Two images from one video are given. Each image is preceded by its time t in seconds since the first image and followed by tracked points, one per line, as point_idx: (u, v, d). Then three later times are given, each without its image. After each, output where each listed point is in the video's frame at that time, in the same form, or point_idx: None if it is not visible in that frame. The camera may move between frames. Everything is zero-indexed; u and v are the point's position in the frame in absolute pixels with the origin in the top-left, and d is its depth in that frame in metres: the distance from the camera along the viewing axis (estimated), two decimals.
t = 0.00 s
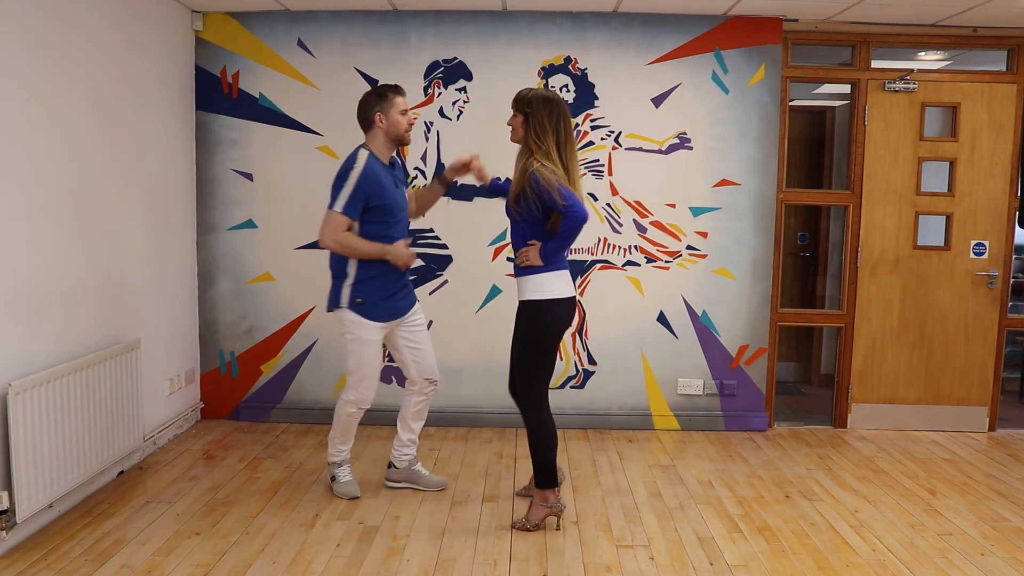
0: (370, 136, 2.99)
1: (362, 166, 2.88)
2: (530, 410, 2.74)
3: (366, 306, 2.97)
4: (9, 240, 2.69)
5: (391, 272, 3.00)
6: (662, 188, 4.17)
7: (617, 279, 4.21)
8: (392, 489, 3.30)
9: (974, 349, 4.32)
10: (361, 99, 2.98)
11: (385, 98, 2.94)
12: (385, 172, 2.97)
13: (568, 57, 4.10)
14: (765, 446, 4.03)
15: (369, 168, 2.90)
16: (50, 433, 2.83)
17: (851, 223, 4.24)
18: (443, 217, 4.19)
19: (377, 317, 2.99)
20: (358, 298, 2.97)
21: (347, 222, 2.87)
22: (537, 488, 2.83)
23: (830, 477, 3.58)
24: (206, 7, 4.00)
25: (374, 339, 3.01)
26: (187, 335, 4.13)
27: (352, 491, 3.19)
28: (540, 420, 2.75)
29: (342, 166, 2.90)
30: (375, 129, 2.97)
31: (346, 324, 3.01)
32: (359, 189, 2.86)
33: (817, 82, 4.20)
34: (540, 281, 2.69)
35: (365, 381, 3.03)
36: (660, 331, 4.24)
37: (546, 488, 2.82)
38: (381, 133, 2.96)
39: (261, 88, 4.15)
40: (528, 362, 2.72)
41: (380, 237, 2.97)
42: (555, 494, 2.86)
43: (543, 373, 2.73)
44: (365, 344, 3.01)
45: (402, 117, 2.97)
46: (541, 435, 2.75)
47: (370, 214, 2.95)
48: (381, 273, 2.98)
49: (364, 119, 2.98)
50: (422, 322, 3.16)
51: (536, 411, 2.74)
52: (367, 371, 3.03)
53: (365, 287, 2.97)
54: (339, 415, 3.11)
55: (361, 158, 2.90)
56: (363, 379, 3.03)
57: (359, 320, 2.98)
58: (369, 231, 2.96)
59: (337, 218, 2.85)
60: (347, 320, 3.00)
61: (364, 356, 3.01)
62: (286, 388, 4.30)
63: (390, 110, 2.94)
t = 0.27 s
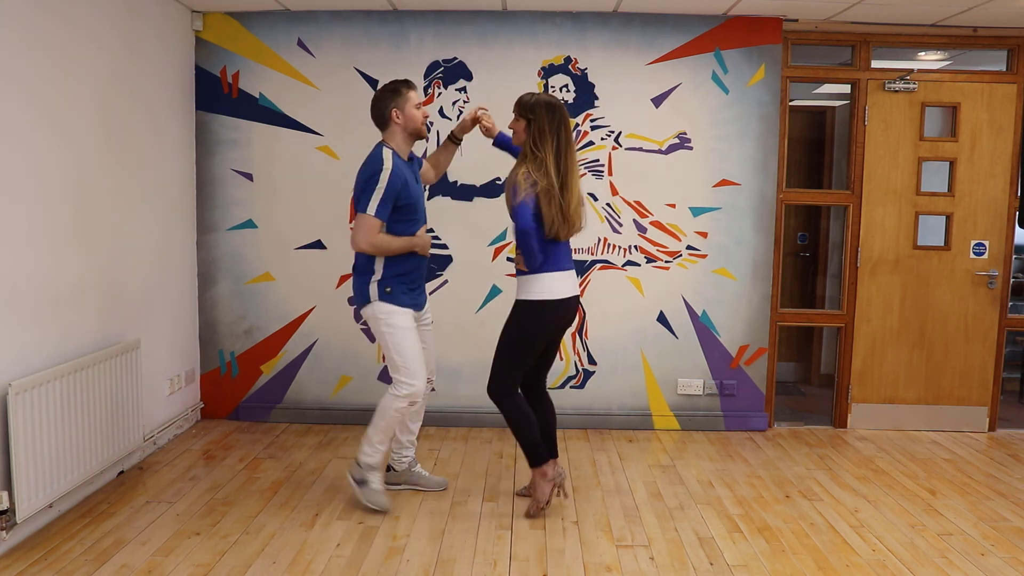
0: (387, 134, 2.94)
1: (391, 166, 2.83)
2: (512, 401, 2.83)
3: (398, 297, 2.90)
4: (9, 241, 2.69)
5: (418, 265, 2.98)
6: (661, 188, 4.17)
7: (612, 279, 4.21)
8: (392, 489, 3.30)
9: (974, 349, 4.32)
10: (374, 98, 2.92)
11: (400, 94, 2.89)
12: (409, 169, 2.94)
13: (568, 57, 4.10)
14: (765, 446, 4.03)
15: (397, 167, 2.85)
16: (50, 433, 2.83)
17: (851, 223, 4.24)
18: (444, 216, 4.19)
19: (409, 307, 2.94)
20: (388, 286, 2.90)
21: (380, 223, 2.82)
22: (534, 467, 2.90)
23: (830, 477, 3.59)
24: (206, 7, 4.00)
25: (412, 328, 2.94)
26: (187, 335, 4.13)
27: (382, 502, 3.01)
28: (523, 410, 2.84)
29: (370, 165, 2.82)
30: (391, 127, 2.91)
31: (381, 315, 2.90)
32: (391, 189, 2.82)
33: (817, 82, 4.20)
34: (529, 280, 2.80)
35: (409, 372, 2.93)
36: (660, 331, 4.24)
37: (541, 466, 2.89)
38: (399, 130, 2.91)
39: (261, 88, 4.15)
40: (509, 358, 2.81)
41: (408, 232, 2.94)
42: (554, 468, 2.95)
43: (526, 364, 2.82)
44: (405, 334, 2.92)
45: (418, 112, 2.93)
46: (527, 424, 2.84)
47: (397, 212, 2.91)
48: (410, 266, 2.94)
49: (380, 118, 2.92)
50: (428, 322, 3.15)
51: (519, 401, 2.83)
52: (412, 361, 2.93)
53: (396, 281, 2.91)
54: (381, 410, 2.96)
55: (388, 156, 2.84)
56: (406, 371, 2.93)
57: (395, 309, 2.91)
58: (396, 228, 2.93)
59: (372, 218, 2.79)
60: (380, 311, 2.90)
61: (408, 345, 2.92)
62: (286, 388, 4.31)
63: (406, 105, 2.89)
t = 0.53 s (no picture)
0: (390, 133, 2.92)
1: (397, 166, 2.79)
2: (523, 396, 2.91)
3: (407, 297, 2.90)
4: (8, 241, 2.69)
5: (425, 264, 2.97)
6: (661, 188, 4.17)
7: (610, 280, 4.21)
8: (393, 489, 3.29)
9: (974, 349, 4.32)
10: (374, 98, 2.90)
11: (400, 93, 2.87)
12: (414, 168, 2.92)
13: (568, 57, 4.10)
14: (765, 446, 4.03)
15: (403, 167, 2.83)
16: (50, 433, 2.83)
17: (851, 223, 4.25)
18: (444, 216, 4.19)
19: (417, 306, 2.93)
20: (398, 287, 2.89)
21: (387, 222, 2.79)
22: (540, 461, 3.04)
23: (830, 477, 3.58)
24: (206, 6, 4.00)
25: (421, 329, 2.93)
26: (187, 335, 4.13)
27: (393, 509, 3.01)
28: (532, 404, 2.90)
29: (376, 166, 2.80)
30: (394, 126, 2.90)
31: (389, 317, 2.89)
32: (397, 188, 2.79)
33: (817, 82, 4.20)
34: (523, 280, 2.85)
35: (418, 372, 2.93)
36: (660, 331, 4.24)
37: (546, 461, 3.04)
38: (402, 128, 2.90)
39: (261, 88, 4.15)
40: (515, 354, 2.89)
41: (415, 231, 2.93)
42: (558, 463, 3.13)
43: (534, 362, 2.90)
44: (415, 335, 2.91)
45: (419, 109, 2.91)
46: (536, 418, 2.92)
47: (403, 210, 2.89)
48: (418, 267, 2.94)
49: (382, 117, 2.91)
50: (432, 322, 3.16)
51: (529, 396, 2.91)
52: (421, 361, 2.93)
53: (405, 280, 2.91)
54: (390, 414, 2.94)
55: (393, 155, 2.82)
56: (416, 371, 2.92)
57: (405, 310, 2.90)
58: (402, 226, 2.92)
59: (379, 220, 2.77)
60: (390, 313, 2.89)
61: (416, 346, 2.91)
62: (286, 388, 4.30)
63: (407, 104, 2.88)
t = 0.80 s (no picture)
0: (387, 137, 2.88)
1: (387, 170, 2.75)
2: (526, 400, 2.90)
3: (406, 304, 2.84)
4: (8, 241, 2.69)
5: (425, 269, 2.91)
6: (661, 188, 4.17)
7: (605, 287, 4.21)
8: (394, 489, 3.29)
9: (974, 349, 4.32)
10: (368, 102, 2.86)
11: (394, 96, 2.82)
12: (408, 171, 2.87)
13: (568, 57, 4.10)
14: (765, 446, 4.03)
15: (394, 171, 2.78)
16: (50, 433, 2.83)
17: (852, 223, 4.24)
18: (444, 216, 4.18)
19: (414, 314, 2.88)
20: (395, 294, 2.83)
21: (378, 229, 2.74)
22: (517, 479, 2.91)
23: (830, 477, 3.59)
24: (206, 7, 4.00)
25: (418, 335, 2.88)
26: (187, 335, 4.13)
27: (398, 522, 2.85)
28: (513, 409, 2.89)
29: (366, 170, 2.76)
30: (390, 130, 2.85)
31: (386, 324, 2.83)
32: (386, 193, 2.74)
33: (817, 82, 4.20)
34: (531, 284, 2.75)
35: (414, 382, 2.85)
36: (660, 331, 4.24)
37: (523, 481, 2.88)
38: (397, 132, 2.85)
39: (261, 88, 4.15)
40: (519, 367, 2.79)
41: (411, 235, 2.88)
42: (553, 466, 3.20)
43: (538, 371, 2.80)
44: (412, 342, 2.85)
45: (414, 111, 2.85)
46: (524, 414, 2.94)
47: (397, 215, 2.84)
48: (417, 273, 2.88)
49: (376, 121, 2.86)
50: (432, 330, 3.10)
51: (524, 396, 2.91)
52: (417, 369, 2.85)
53: (404, 287, 2.85)
54: (385, 425, 2.83)
55: (384, 160, 2.77)
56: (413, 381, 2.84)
57: (402, 317, 2.84)
58: (398, 231, 2.87)
59: (370, 226, 2.72)
60: (388, 319, 2.83)
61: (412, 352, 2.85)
62: (286, 388, 4.30)
63: (401, 107, 2.82)
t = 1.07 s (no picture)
0: (374, 131, 2.74)
1: (364, 163, 2.63)
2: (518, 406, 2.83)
3: (387, 307, 2.73)
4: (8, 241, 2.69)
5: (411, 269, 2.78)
6: (661, 188, 4.17)
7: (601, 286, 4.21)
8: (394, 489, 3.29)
9: (974, 349, 4.32)
10: (354, 97, 2.73)
11: (379, 88, 2.69)
12: (393, 165, 2.72)
13: (568, 57, 4.10)
14: (765, 446, 4.03)
15: (372, 164, 2.65)
16: (50, 433, 2.82)
17: (851, 223, 4.24)
18: (444, 217, 4.18)
19: (397, 318, 2.76)
20: (376, 296, 2.72)
21: (354, 225, 2.63)
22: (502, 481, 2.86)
23: (830, 477, 3.59)
24: (206, 6, 4.00)
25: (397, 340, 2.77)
26: (187, 335, 4.13)
27: (396, 523, 2.84)
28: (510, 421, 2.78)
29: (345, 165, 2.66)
30: (377, 123, 2.71)
31: (366, 327, 2.75)
32: (362, 187, 2.62)
33: (817, 82, 4.20)
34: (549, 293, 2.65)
35: (394, 388, 2.76)
36: (660, 331, 4.24)
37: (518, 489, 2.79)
38: (384, 125, 2.71)
39: (261, 88, 4.15)
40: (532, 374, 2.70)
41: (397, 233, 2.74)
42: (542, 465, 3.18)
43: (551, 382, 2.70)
44: (392, 346, 2.76)
45: (402, 102, 2.71)
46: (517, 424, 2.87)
47: (380, 212, 2.71)
48: (399, 274, 2.75)
49: (362, 115, 2.73)
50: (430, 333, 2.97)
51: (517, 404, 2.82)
52: (395, 376, 2.76)
53: (385, 289, 2.73)
54: (367, 434, 2.78)
55: (363, 154, 2.65)
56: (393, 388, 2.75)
57: (381, 320, 2.73)
58: (384, 228, 2.73)
59: (345, 222, 2.61)
60: (368, 321, 2.74)
61: (390, 358, 2.75)
62: (286, 388, 4.30)
63: (388, 98, 2.68)
